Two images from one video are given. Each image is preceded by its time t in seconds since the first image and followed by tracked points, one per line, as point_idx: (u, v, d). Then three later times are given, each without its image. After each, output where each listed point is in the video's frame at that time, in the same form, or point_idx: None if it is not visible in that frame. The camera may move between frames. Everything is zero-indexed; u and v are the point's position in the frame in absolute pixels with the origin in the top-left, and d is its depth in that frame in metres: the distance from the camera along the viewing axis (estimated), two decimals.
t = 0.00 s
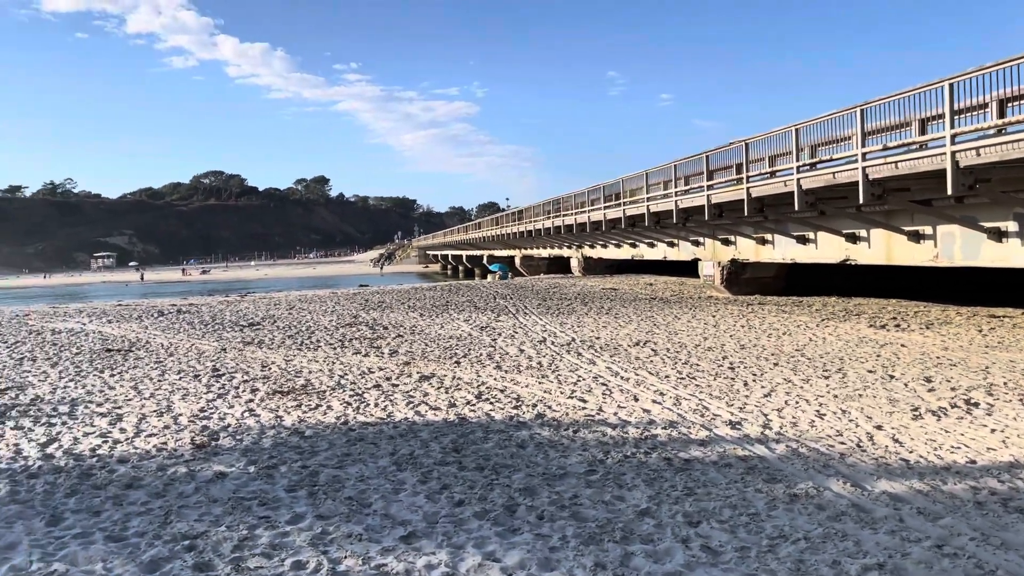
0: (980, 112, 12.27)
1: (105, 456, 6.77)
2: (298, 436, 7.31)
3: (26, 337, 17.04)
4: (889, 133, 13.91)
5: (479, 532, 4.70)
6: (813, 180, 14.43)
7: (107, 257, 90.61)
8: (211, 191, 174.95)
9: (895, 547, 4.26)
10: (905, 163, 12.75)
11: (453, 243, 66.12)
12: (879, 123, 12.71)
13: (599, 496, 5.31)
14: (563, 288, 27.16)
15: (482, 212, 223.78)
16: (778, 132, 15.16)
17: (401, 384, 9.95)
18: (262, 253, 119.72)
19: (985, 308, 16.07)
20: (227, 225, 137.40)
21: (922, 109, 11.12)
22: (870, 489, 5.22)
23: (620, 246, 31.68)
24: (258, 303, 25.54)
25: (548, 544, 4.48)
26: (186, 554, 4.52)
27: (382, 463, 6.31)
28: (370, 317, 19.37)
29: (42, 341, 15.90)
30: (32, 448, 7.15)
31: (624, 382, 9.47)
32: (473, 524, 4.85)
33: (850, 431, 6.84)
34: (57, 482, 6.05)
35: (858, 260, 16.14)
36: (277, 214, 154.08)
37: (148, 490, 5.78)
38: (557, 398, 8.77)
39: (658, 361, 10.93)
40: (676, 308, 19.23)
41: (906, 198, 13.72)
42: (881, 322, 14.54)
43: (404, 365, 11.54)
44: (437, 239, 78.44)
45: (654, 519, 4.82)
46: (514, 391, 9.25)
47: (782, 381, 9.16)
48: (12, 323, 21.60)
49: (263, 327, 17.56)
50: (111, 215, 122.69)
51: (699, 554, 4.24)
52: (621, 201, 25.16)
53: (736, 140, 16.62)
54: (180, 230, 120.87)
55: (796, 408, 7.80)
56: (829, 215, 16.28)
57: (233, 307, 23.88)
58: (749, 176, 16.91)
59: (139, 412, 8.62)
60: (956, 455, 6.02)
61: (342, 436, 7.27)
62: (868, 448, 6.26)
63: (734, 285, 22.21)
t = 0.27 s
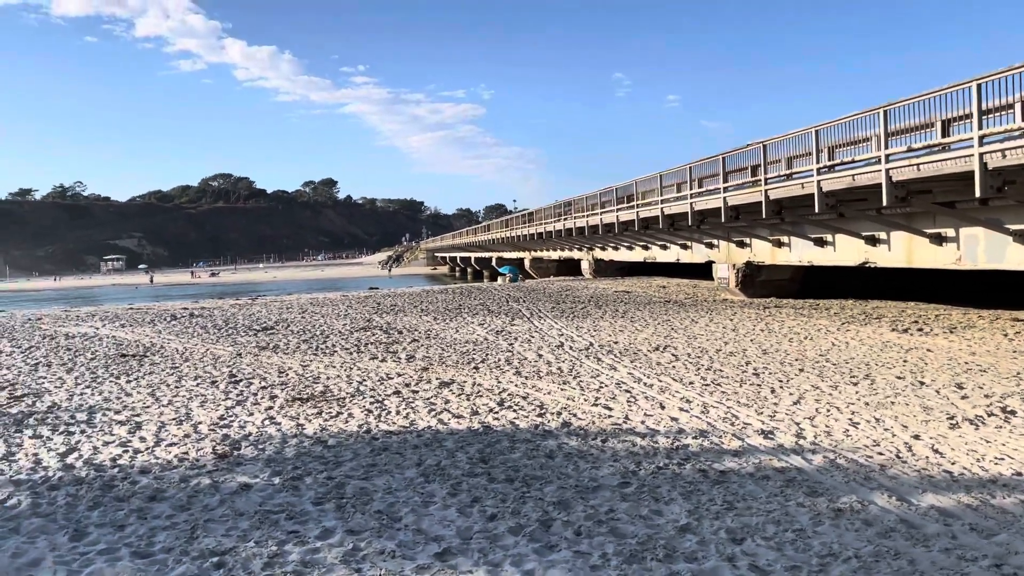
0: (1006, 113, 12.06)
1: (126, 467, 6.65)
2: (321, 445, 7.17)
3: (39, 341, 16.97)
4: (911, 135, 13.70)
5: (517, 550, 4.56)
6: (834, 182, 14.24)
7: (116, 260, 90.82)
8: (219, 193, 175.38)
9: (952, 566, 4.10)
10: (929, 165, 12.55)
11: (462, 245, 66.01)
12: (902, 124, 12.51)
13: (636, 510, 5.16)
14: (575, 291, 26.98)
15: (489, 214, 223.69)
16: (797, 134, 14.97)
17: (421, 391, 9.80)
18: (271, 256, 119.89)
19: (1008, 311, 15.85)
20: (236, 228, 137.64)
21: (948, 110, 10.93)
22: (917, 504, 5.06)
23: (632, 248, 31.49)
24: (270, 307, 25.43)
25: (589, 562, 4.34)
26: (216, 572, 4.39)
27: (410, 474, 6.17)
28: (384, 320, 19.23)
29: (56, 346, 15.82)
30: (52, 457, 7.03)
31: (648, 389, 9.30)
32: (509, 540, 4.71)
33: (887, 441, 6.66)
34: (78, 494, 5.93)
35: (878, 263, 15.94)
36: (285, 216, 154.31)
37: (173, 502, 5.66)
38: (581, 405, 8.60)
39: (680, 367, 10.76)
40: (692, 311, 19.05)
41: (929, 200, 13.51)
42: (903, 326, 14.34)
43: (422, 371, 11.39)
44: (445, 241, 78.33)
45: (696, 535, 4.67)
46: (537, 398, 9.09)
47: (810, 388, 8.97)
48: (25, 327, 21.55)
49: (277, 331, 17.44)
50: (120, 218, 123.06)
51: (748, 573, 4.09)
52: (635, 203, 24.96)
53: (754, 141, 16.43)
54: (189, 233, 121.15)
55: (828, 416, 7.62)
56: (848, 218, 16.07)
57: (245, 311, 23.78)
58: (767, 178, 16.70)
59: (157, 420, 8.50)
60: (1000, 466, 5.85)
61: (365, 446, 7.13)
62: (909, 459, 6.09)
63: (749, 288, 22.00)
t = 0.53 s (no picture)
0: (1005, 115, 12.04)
1: (123, 471, 6.48)
2: (323, 449, 7.03)
3: (26, 343, 16.68)
4: (908, 137, 13.69)
5: (534, 557, 4.44)
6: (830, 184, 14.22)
7: (100, 260, 90.00)
8: (205, 194, 174.26)
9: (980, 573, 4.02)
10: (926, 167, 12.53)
11: (451, 246, 65.79)
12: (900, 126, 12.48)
13: (651, 516, 5.05)
14: (567, 292, 26.88)
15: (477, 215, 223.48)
16: (794, 135, 14.94)
17: (420, 393, 9.67)
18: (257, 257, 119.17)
19: (1002, 314, 15.88)
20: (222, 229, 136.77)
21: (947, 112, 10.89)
22: (936, 509, 4.98)
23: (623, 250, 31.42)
24: (260, 308, 25.19)
25: (609, 570, 4.23)
26: None
27: (416, 479, 6.04)
28: (376, 322, 19.05)
29: (44, 347, 15.55)
30: (46, 462, 6.85)
31: (651, 391, 9.20)
32: (524, 547, 4.59)
33: (897, 444, 6.59)
34: (76, 499, 5.77)
35: (873, 265, 15.93)
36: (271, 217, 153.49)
37: (174, 508, 5.50)
38: (584, 408, 8.49)
39: (681, 369, 10.66)
40: (687, 313, 19.00)
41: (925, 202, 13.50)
42: (899, 328, 14.34)
43: (419, 373, 11.25)
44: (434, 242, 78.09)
45: (716, 542, 4.57)
46: (539, 400, 8.97)
47: (814, 390, 8.90)
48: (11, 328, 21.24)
49: (269, 332, 17.23)
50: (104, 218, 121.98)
51: None
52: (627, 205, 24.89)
53: (750, 143, 16.38)
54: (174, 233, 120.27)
55: (835, 418, 7.55)
56: (844, 219, 16.05)
57: (235, 312, 23.54)
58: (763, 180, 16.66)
59: (153, 423, 8.32)
60: (1016, 469, 5.78)
61: (368, 449, 6.99)
62: (922, 463, 6.02)
63: (742, 290, 21.97)
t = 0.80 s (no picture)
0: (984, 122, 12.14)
1: (99, 482, 6.25)
2: (307, 457, 6.84)
3: None
4: (888, 143, 13.77)
5: (532, 570, 4.31)
6: (811, 190, 14.26)
7: (68, 262, 88.39)
8: (175, 195, 172.01)
9: None
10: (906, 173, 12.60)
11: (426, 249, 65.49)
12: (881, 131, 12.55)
13: (649, 526, 4.95)
14: (545, 296, 26.79)
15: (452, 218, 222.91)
16: (775, 140, 14.96)
17: (403, 399, 9.49)
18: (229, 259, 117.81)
19: (977, 319, 16.05)
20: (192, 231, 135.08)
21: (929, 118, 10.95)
22: (935, 517, 4.93)
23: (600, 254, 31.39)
24: (233, 311, 24.79)
25: None
26: None
27: (405, 488, 5.90)
28: (354, 326, 18.80)
29: (12, 352, 15.13)
30: (18, 472, 6.59)
31: (638, 396, 9.12)
32: (522, 560, 4.46)
33: (889, 451, 6.56)
34: (51, 511, 5.54)
35: (851, 270, 16.02)
36: (243, 219, 151.88)
37: (154, 520, 5.30)
38: (572, 413, 8.38)
39: (665, 374, 10.59)
40: (666, 317, 18.99)
41: (903, 208, 13.59)
42: (878, 333, 14.41)
43: (401, 378, 11.07)
44: (408, 246, 77.69)
45: (717, 553, 4.48)
46: (525, 406, 8.85)
47: (800, 396, 8.87)
48: None
49: (244, 336, 16.93)
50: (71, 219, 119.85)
51: None
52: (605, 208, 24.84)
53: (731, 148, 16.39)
54: (144, 235, 118.56)
55: (824, 425, 7.51)
56: (823, 224, 16.13)
57: (209, 315, 23.12)
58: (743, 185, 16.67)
59: (129, 430, 8.07)
60: (1009, 476, 5.77)
61: (354, 457, 6.81)
62: (916, 470, 5.99)
63: (720, 294, 21.99)
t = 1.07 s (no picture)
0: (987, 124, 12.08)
1: (99, 486, 6.12)
2: (311, 461, 6.72)
3: None
4: (889, 145, 13.72)
5: None
6: (812, 191, 14.21)
7: (59, 262, 87.87)
8: (168, 195, 171.28)
9: None
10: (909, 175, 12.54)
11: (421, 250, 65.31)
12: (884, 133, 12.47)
13: (665, 533, 4.86)
14: (542, 297, 26.70)
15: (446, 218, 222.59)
16: (775, 142, 14.88)
17: (405, 401, 9.38)
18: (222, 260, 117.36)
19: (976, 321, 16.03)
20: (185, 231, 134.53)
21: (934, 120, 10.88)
22: (955, 523, 4.85)
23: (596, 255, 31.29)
24: (229, 312, 24.61)
25: None
26: None
27: (412, 493, 5.79)
28: (351, 327, 18.65)
29: (5, 352, 14.95)
30: (15, 476, 6.45)
31: (643, 399, 9.02)
32: (536, 568, 4.36)
33: (901, 455, 6.49)
34: (50, 517, 5.41)
35: (851, 272, 15.97)
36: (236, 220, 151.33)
37: (157, 526, 5.17)
38: (577, 416, 8.28)
39: (669, 376, 10.50)
40: (665, 318, 18.91)
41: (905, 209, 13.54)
42: (879, 335, 14.36)
43: (402, 380, 10.95)
44: (402, 246, 77.50)
45: (736, 561, 4.39)
46: (529, 408, 8.74)
47: (807, 399, 8.80)
48: None
49: (241, 338, 16.78)
50: (63, 219, 119.17)
51: None
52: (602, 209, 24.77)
53: (730, 149, 16.31)
54: (137, 235, 118.02)
55: (833, 428, 7.43)
56: (822, 226, 16.06)
57: (204, 316, 22.95)
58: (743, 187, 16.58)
59: (127, 433, 7.93)
60: None
61: (359, 460, 6.70)
62: (931, 474, 5.90)
63: (717, 295, 21.88)
